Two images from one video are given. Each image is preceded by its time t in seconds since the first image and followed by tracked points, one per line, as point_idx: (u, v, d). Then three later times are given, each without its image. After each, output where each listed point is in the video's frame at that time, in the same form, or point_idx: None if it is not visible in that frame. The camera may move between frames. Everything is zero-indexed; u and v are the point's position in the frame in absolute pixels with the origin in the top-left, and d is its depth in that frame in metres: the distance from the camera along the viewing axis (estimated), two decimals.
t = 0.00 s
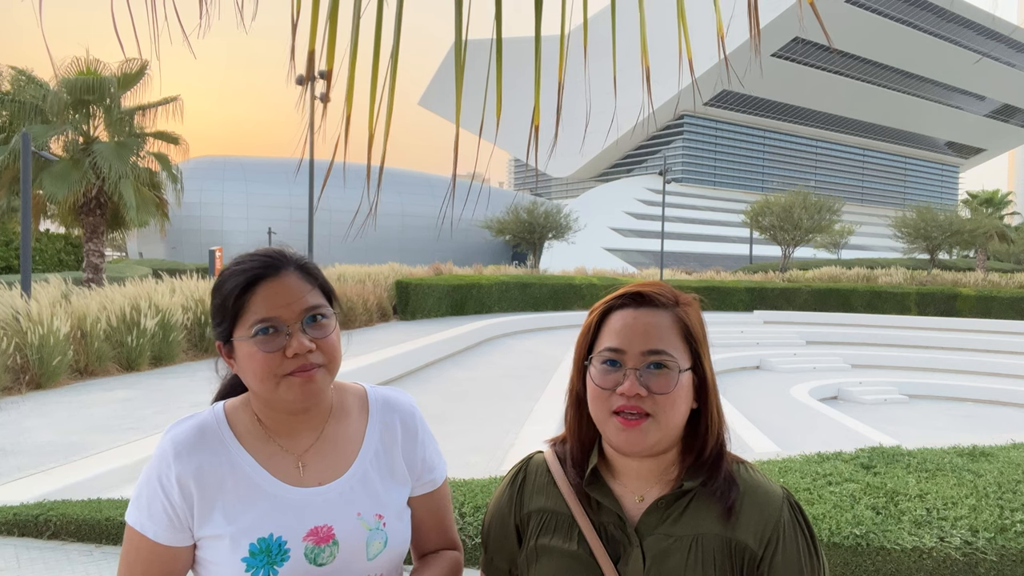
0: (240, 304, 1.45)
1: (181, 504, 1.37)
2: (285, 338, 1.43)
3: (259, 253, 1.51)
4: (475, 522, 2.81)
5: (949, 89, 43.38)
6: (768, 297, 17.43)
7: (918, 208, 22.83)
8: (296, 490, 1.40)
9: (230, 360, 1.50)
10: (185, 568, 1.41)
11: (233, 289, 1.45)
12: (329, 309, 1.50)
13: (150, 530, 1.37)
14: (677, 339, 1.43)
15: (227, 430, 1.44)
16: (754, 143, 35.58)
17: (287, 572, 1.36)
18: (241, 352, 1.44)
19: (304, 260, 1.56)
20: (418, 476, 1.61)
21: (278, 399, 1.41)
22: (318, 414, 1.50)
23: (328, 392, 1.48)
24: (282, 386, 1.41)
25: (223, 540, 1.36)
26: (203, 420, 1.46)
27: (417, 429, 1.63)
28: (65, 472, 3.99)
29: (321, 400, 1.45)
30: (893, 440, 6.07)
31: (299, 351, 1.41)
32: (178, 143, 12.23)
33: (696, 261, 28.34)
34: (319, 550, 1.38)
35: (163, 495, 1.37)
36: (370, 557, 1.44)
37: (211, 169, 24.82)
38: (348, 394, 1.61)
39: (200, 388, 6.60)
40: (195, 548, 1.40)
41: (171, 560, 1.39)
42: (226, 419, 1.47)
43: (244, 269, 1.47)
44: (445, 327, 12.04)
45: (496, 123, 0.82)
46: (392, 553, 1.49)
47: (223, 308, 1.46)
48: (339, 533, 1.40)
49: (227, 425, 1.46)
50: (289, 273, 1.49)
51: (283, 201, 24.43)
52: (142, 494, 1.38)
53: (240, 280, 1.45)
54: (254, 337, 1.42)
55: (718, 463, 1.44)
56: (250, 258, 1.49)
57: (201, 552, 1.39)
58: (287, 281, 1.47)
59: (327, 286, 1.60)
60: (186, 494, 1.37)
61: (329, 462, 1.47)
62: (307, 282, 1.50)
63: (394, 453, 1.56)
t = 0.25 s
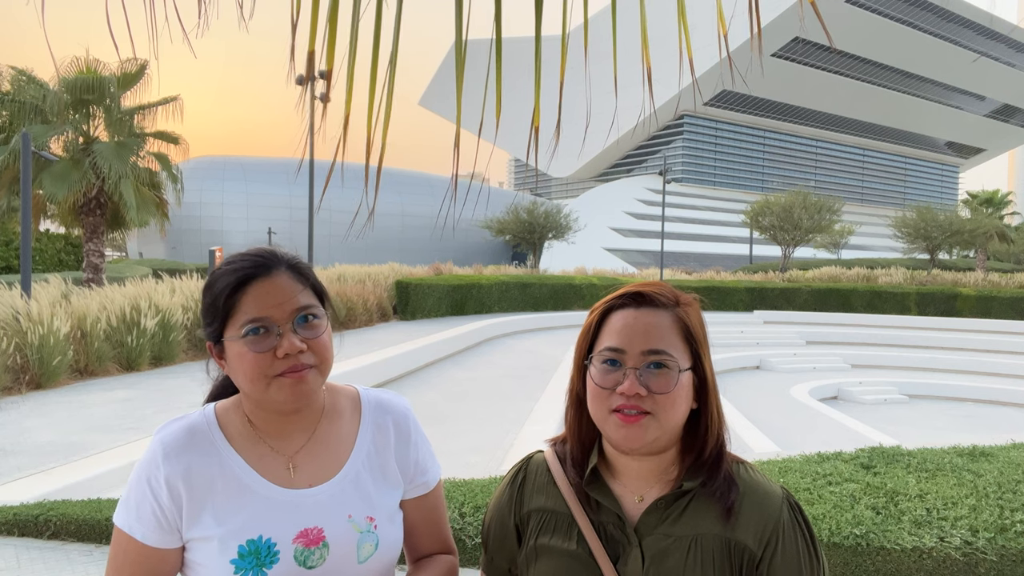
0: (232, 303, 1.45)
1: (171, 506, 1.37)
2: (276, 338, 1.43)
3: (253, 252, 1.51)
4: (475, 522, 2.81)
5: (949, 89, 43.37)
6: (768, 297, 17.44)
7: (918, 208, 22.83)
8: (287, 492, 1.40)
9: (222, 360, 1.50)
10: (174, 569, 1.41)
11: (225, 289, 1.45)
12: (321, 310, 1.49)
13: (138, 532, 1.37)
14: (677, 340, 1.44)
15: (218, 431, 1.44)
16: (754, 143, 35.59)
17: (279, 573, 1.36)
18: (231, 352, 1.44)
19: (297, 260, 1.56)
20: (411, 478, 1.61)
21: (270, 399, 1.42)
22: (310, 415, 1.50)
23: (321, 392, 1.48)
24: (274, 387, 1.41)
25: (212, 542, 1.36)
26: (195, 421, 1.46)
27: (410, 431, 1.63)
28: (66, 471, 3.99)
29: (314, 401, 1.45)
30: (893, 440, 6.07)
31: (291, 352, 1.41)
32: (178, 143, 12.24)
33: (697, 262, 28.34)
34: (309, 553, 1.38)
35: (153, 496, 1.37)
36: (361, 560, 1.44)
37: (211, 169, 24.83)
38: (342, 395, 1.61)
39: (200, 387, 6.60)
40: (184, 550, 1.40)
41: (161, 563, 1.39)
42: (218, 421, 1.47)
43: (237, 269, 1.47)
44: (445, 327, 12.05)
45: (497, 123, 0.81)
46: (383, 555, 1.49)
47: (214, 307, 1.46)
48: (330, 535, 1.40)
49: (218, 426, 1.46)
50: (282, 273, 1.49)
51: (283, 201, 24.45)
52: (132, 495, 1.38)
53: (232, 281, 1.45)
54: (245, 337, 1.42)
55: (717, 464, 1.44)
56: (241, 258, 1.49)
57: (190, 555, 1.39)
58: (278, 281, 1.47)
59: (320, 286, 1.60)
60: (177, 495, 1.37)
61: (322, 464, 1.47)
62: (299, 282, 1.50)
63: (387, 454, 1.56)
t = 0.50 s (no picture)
0: (228, 303, 1.45)
1: (165, 507, 1.37)
2: (271, 338, 1.43)
3: (249, 252, 1.51)
4: (475, 522, 2.81)
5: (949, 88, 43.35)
6: (768, 297, 17.44)
7: (918, 208, 22.84)
8: (282, 494, 1.40)
9: (218, 360, 1.50)
10: (168, 571, 1.41)
11: (222, 288, 1.45)
12: (317, 311, 1.49)
13: (132, 533, 1.37)
14: (677, 340, 1.44)
15: (214, 433, 1.44)
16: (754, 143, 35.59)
17: None
18: (226, 353, 1.44)
19: (294, 261, 1.56)
20: (407, 479, 1.61)
21: (266, 400, 1.41)
22: (307, 415, 1.50)
23: (317, 393, 1.47)
24: (271, 387, 1.41)
25: (206, 544, 1.36)
26: (191, 421, 1.46)
27: (406, 433, 1.63)
28: (66, 471, 3.99)
29: (311, 402, 1.45)
30: (894, 440, 6.07)
31: (287, 352, 1.41)
32: (178, 143, 12.24)
33: (697, 262, 28.34)
34: (304, 556, 1.38)
35: (147, 498, 1.37)
36: (357, 561, 1.43)
37: (211, 169, 24.85)
38: (338, 397, 1.61)
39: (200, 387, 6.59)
40: (178, 551, 1.40)
41: (155, 564, 1.39)
42: (214, 423, 1.47)
43: (233, 268, 1.47)
44: (445, 327, 12.05)
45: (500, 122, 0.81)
46: (378, 557, 1.49)
47: (209, 307, 1.46)
48: (326, 538, 1.40)
49: (213, 428, 1.45)
50: (278, 273, 1.49)
51: (283, 201, 24.46)
52: (126, 496, 1.38)
53: (229, 280, 1.45)
54: (240, 337, 1.42)
55: (717, 465, 1.44)
56: (238, 257, 1.49)
57: (184, 557, 1.39)
58: (274, 281, 1.47)
59: (317, 286, 1.60)
60: (171, 496, 1.37)
61: (318, 465, 1.47)
62: (295, 283, 1.50)
63: (383, 456, 1.56)
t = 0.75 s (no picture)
0: (231, 302, 1.45)
1: (170, 508, 1.37)
2: (274, 337, 1.43)
3: (250, 252, 1.51)
4: (475, 522, 2.81)
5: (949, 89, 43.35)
6: (768, 297, 17.43)
7: (918, 208, 22.85)
8: (286, 494, 1.40)
9: (221, 360, 1.50)
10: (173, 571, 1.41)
11: (225, 287, 1.45)
12: (320, 310, 1.49)
13: (138, 534, 1.37)
14: (677, 341, 1.44)
15: (218, 433, 1.44)
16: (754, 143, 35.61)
17: None
18: (230, 352, 1.44)
19: (296, 260, 1.56)
20: (411, 478, 1.61)
21: (269, 401, 1.41)
22: (309, 416, 1.50)
23: (320, 393, 1.47)
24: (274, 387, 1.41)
25: (211, 544, 1.36)
26: (194, 423, 1.46)
27: (409, 432, 1.63)
28: (66, 471, 3.99)
29: (314, 402, 1.45)
30: (894, 441, 6.07)
31: (290, 351, 1.41)
32: (178, 143, 12.24)
33: (696, 261, 28.34)
34: (309, 555, 1.38)
35: (151, 499, 1.37)
36: (361, 560, 1.44)
37: (211, 169, 24.86)
38: (341, 395, 1.61)
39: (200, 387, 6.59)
40: (184, 552, 1.40)
41: (161, 564, 1.39)
42: (217, 423, 1.47)
43: (236, 268, 1.47)
44: (445, 327, 12.05)
45: (503, 123, 0.81)
46: (383, 556, 1.49)
47: (213, 306, 1.46)
48: (330, 537, 1.40)
49: (217, 428, 1.45)
50: (281, 271, 1.49)
51: (284, 201, 24.47)
52: (131, 498, 1.37)
53: (232, 279, 1.45)
54: (243, 336, 1.42)
55: (716, 465, 1.44)
56: (241, 256, 1.49)
57: (190, 557, 1.39)
58: (277, 280, 1.47)
59: (319, 286, 1.60)
60: (176, 496, 1.37)
61: (322, 466, 1.47)
62: (298, 282, 1.50)
63: (387, 455, 1.56)
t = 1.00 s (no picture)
0: (238, 303, 1.45)
1: (181, 509, 1.37)
2: (280, 337, 1.43)
3: (254, 253, 1.51)
4: (475, 522, 2.81)
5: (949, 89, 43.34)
6: (768, 297, 17.43)
7: (918, 208, 22.85)
8: (292, 492, 1.40)
9: (227, 361, 1.51)
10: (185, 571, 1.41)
11: (230, 287, 1.45)
12: (325, 309, 1.49)
13: (150, 534, 1.37)
14: (678, 340, 1.44)
15: (225, 433, 1.44)
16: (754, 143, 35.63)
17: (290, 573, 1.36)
18: (236, 351, 1.44)
19: (300, 259, 1.56)
20: (418, 475, 1.61)
21: (275, 400, 1.41)
22: (316, 414, 1.50)
23: (326, 391, 1.47)
24: (280, 386, 1.41)
25: (223, 543, 1.36)
26: (202, 423, 1.45)
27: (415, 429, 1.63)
28: (66, 472, 3.99)
29: (319, 400, 1.45)
30: (894, 441, 6.07)
31: (296, 350, 1.41)
32: (178, 142, 12.24)
33: (696, 261, 28.33)
34: (320, 552, 1.38)
35: (162, 499, 1.37)
36: (372, 557, 1.44)
37: (211, 169, 24.86)
38: (346, 394, 1.61)
39: (200, 388, 6.59)
40: (196, 551, 1.40)
41: (174, 564, 1.39)
42: (224, 422, 1.47)
43: (242, 268, 1.47)
44: (445, 327, 12.05)
45: (504, 125, 0.82)
46: (393, 553, 1.49)
47: (219, 306, 1.46)
48: (340, 534, 1.40)
49: (224, 428, 1.45)
50: (287, 271, 1.49)
51: (283, 201, 24.47)
52: (142, 500, 1.37)
53: (236, 278, 1.45)
54: (249, 336, 1.42)
55: (718, 465, 1.44)
56: (245, 257, 1.49)
57: (201, 556, 1.39)
58: (282, 280, 1.47)
59: (324, 285, 1.60)
60: (185, 497, 1.37)
61: (327, 464, 1.47)
62: (302, 281, 1.51)
63: (393, 452, 1.56)
